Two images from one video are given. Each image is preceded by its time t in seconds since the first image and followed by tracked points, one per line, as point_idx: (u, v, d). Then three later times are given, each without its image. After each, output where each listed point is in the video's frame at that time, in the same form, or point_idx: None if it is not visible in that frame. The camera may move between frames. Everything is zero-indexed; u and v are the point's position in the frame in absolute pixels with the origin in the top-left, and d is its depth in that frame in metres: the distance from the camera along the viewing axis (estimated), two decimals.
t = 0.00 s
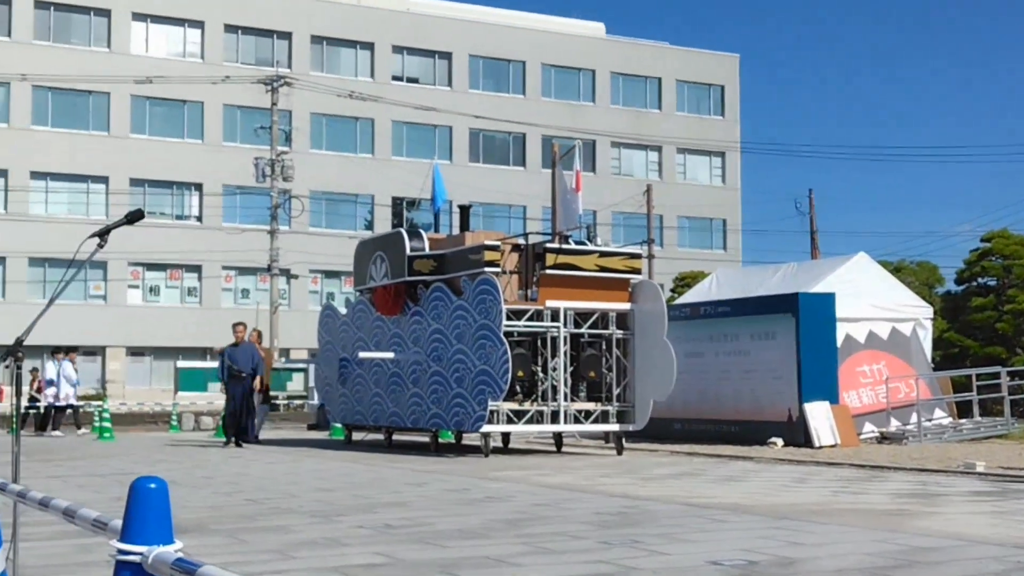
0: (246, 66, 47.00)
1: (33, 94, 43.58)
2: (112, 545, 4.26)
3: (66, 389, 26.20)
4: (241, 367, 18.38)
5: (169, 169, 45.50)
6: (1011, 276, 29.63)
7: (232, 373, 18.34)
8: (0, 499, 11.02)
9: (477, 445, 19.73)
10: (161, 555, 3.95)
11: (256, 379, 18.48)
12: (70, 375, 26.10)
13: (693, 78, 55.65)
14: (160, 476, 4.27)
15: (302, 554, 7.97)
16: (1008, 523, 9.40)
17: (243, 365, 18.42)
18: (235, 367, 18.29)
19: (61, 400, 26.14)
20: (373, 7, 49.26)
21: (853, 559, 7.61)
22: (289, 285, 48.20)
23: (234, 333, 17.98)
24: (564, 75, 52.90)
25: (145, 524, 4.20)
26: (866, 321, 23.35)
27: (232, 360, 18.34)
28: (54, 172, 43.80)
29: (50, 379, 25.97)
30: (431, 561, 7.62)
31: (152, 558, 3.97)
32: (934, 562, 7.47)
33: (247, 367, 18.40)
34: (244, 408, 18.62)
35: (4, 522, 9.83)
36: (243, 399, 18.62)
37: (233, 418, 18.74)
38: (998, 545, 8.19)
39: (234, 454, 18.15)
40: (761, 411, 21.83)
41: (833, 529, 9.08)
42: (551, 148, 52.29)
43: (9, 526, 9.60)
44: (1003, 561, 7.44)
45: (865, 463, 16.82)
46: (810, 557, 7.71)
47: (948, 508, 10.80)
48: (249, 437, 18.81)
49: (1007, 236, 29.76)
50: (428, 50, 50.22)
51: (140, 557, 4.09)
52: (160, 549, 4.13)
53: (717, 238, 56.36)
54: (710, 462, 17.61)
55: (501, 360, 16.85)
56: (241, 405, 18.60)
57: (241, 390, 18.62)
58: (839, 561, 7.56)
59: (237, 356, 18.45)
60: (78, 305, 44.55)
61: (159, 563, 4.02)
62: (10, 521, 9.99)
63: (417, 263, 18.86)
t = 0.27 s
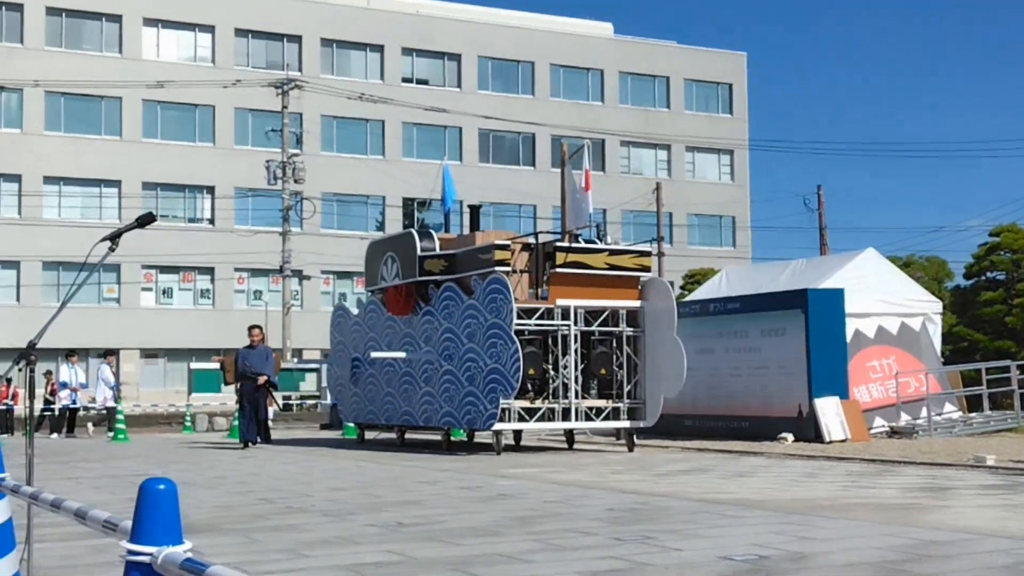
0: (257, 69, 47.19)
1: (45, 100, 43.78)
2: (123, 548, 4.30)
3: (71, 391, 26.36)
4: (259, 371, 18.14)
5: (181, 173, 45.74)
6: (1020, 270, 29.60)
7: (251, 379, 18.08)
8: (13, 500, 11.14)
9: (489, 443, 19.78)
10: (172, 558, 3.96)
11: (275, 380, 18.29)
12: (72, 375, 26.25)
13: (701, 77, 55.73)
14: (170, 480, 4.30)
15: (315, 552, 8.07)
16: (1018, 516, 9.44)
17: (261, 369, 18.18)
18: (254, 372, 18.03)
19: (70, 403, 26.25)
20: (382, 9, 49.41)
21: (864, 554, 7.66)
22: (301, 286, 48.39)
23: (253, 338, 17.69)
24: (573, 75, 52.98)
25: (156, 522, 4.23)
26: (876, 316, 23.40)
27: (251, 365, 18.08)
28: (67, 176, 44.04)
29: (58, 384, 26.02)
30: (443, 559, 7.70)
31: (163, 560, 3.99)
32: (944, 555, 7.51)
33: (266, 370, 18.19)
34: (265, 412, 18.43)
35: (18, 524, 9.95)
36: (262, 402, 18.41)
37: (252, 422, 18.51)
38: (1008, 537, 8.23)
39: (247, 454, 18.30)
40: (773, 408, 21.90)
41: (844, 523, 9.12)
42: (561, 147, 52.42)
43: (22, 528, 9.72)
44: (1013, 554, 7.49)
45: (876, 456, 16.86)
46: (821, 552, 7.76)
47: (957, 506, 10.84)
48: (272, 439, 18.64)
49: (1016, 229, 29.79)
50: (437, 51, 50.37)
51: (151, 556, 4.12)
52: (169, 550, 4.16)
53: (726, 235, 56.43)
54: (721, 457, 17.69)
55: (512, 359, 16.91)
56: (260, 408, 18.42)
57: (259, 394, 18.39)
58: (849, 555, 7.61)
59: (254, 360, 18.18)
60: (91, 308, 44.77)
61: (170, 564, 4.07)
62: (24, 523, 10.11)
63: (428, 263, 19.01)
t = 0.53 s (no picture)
0: (254, 69, 47.20)
1: (42, 100, 43.75)
2: (118, 548, 4.31)
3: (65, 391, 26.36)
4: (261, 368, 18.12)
5: (178, 173, 45.73)
6: (1016, 268, 29.65)
7: (252, 374, 18.06)
8: (9, 499, 11.15)
9: (485, 441, 19.79)
10: (167, 556, 3.99)
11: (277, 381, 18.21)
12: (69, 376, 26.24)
13: (698, 77, 55.79)
14: (166, 479, 4.32)
15: (312, 552, 8.09)
16: (1014, 514, 9.46)
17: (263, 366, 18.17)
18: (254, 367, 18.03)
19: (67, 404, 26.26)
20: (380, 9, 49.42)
21: (860, 552, 7.67)
22: (299, 286, 48.41)
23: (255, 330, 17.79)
24: (570, 74, 53.00)
25: (150, 525, 4.26)
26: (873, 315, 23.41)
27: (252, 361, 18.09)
28: (63, 176, 44.02)
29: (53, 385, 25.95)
30: (440, 558, 7.72)
31: (158, 559, 4.02)
32: (940, 553, 7.53)
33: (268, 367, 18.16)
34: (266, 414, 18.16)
35: (13, 523, 9.96)
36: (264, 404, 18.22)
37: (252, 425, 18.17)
38: (1003, 535, 8.26)
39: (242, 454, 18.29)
40: (770, 406, 21.93)
41: (840, 522, 9.15)
42: (558, 147, 52.45)
43: (18, 527, 9.73)
44: (1009, 552, 7.50)
45: (872, 455, 16.87)
46: (817, 550, 7.78)
47: (954, 506, 10.83)
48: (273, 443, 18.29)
49: (1012, 228, 29.83)
50: (434, 51, 50.40)
51: (146, 556, 4.14)
52: (165, 549, 4.18)
53: (723, 234, 56.46)
54: (718, 456, 17.69)
55: (508, 357, 16.93)
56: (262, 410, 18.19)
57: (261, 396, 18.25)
58: (846, 553, 7.62)
59: (255, 357, 18.21)
60: (88, 308, 44.76)
61: (164, 564, 4.09)
62: (20, 522, 10.12)
63: (425, 262, 19.01)
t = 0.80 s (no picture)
0: (253, 70, 47.22)
1: (42, 101, 43.77)
2: (119, 547, 4.44)
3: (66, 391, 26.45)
4: (275, 369, 17.34)
5: (178, 173, 45.75)
6: (1015, 269, 29.70)
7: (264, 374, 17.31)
8: (10, 501, 11.17)
9: (485, 442, 19.83)
10: (166, 556, 4.11)
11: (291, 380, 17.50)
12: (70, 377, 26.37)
13: (697, 77, 55.85)
14: (164, 479, 4.46)
15: (312, 553, 8.11)
16: (1013, 514, 9.49)
17: (276, 367, 17.38)
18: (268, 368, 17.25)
19: (68, 405, 26.34)
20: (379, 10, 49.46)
21: (859, 552, 7.70)
22: (299, 287, 48.45)
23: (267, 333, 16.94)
24: (569, 75, 53.03)
25: (152, 524, 4.39)
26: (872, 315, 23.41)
27: (266, 363, 17.30)
28: (63, 177, 44.05)
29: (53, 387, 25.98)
30: (442, 558, 7.75)
31: (158, 558, 4.14)
32: (939, 553, 7.56)
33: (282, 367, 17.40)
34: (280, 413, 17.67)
35: (15, 524, 9.99)
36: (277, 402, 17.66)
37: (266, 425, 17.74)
38: (1002, 535, 8.29)
39: (242, 454, 18.32)
40: (769, 407, 21.96)
41: (839, 522, 9.18)
42: (557, 147, 52.49)
43: (20, 528, 9.75)
44: (1008, 552, 7.53)
45: (872, 455, 16.89)
46: (816, 550, 7.81)
47: (954, 506, 10.85)
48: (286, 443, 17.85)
49: (1011, 229, 29.88)
50: (434, 52, 50.43)
51: (147, 556, 4.26)
52: (165, 549, 4.30)
53: (722, 235, 56.52)
54: (718, 456, 17.72)
55: (508, 358, 16.96)
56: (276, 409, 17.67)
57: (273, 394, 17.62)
58: (846, 553, 7.65)
59: (268, 357, 17.41)
60: (88, 309, 44.78)
61: (165, 565, 4.19)
62: (21, 522, 10.14)
63: (425, 263, 19.07)
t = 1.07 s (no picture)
0: (246, 65, 47.13)
1: (35, 96, 43.69)
2: (112, 540, 4.50)
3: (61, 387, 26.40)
4: (279, 362, 17.37)
5: (171, 169, 45.66)
6: (1009, 263, 29.77)
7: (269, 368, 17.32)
8: (3, 495, 11.16)
9: (480, 437, 19.82)
10: (159, 549, 4.16)
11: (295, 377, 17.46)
12: (64, 373, 26.32)
13: (691, 73, 55.84)
14: (157, 471, 4.53)
15: (306, 547, 8.10)
16: (1008, 509, 9.50)
17: (281, 360, 17.42)
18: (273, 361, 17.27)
19: (62, 401, 26.40)
20: (373, 5, 49.39)
21: (854, 546, 7.71)
22: (293, 283, 48.43)
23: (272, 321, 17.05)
24: (563, 70, 53.00)
25: (145, 518, 4.46)
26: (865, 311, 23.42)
27: (270, 354, 17.33)
28: (56, 172, 43.97)
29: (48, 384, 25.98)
30: (436, 552, 7.75)
31: (152, 551, 4.20)
32: (934, 546, 7.57)
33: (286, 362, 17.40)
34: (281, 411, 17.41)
35: (7, 518, 9.97)
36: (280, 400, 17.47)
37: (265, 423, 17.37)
38: (997, 529, 8.30)
39: (236, 448, 18.32)
40: (763, 402, 21.99)
41: (834, 516, 9.19)
42: (552, 143, 52.47)
43: (12, 523, 9.74)
44: (1003, 545, 7.54)
45: (866, 450, 16.92)
46: (812, 544, 7.82)
47: (947, 496, 10.85)
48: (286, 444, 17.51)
49: (1005, 224, 29.90)
50: (427, 47, 50.36)
51: (140, 549, 4.32)
52: (158, 541, 4.37)
53: (716, 230, 56.57)
54: (712, 450, 17.75)
55: (502, 353, 16.95)
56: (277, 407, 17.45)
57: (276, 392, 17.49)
58: (841, 547, 7.66)
59: (273, 351, 17.45)
60: (82, 304, 44.72)
61: (160, 557, 4.26)
62: (13, 518, 10.13)
63: (419, 258, 18.99)
